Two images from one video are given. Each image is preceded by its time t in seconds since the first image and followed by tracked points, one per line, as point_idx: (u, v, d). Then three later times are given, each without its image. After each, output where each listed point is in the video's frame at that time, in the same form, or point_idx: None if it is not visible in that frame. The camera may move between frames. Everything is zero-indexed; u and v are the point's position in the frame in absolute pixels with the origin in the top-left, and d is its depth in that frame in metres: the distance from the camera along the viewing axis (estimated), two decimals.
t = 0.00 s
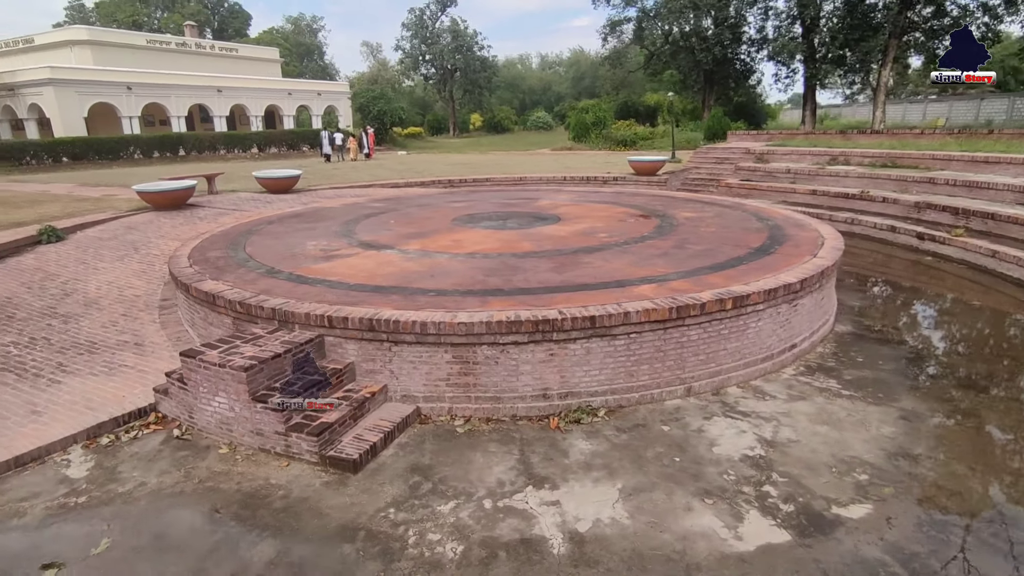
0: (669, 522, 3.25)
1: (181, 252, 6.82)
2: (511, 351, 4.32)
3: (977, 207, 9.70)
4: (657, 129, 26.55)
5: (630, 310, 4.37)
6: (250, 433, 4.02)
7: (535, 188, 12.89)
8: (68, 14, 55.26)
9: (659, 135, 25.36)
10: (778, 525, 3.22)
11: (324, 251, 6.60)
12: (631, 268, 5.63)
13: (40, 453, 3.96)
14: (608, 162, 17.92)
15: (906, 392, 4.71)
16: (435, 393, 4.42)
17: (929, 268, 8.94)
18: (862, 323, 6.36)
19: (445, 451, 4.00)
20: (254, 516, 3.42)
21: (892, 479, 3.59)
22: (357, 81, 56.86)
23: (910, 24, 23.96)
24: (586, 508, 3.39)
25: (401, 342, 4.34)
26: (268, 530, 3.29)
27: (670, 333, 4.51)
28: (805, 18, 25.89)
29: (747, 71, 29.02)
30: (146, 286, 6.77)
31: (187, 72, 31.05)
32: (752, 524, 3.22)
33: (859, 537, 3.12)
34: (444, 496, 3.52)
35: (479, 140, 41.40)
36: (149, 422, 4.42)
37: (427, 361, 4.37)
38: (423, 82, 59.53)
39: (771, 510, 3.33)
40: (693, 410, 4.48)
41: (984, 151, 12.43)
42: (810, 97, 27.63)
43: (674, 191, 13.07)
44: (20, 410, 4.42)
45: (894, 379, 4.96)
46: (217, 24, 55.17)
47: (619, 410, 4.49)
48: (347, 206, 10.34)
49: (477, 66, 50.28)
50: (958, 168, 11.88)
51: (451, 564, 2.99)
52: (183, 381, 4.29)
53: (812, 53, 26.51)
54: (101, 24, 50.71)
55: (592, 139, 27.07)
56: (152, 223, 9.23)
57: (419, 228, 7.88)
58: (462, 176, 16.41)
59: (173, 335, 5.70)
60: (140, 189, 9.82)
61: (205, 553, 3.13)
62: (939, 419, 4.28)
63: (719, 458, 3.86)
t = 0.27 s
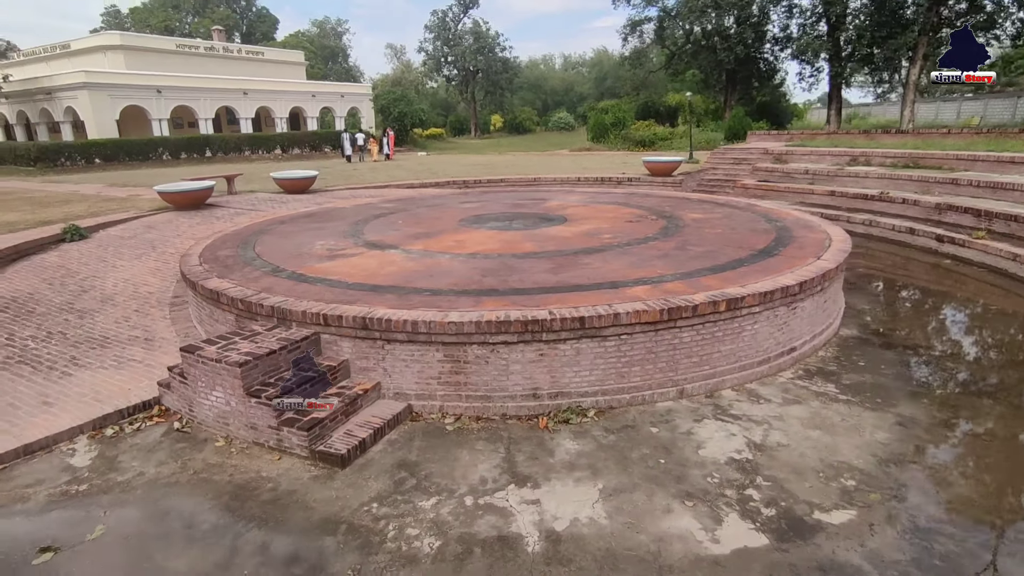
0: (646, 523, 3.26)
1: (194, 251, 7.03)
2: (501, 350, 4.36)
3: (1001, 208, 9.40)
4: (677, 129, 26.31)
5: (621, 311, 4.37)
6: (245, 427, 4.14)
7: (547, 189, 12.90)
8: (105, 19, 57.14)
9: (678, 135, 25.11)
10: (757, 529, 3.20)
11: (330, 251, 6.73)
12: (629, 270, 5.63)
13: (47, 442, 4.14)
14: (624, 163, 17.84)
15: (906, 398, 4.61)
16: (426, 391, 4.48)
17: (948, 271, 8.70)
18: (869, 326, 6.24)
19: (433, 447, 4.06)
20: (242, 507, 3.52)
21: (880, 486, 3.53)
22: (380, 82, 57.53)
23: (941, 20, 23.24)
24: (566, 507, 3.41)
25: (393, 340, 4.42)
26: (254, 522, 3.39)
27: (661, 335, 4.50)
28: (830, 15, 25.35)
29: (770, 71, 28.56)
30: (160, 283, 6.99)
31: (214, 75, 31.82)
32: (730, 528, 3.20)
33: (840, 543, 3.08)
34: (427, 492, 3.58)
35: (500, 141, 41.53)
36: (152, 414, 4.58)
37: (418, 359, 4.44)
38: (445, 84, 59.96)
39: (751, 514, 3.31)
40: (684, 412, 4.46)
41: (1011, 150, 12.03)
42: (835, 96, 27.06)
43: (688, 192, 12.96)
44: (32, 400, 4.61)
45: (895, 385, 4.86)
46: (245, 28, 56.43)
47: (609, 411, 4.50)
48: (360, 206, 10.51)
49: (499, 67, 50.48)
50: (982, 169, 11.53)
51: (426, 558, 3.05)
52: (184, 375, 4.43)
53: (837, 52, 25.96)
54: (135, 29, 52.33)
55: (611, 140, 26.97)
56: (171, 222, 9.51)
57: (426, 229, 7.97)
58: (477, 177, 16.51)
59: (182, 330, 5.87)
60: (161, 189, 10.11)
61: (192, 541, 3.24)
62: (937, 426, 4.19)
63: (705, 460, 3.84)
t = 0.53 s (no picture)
0: (628, 530, 3.25)
1: (207, 254, 7.22)
2: (493, 355, 4.39)
3: None
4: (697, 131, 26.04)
5: (613, 317, 4.36)
6: (243, 427, 4.24)
7: (560, 193, 12.90)
8: (138, 27, 58.92)
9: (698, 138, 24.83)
10: (739, 539, 3.17)
11: (337, 254, 6.85)
12: (629, 274, 5.61)
13: (56, 439, 4.30)
14: (641, 166, 17.72)
15: (909, 408, 4.51)
16: (421, 394, 4.54)
17: (969, 278, 8.45)
18: (878, 334, 6.11)
19: (424, 450, 4.11)
20: (234, 506, 3.61)
21: (871, 497, 3.47)
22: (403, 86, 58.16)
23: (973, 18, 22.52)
24: (549, 512, 3.43)
25: (388, 343, 4.48)
26: (244, 519, 3.47)
27: (655, 341, 4.48)
28: (855, 14, 24.79)
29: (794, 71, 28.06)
30: (174, 285, 7.19)
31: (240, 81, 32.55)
32: (712, 537, 3.18)
33: (823, 556, 3.03)
34: (413, 494, 3.62)
35: (520, 144, 41.60)
36: (156, 413, 4.72)
37: (413, 363, 4.50)
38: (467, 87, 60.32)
39: (735, 523, 3.28)
40: (677, 419, 4.43)
41: None
42: (861, 97, 26.44)
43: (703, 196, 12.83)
44: (45, 398, 4.80)
45: (899, 395, 4.75)
46: (272, 34, 57.60)
47: (602, 417, 4.49)
48: (373, 210, 10.66)
49: (519, 70, 50.61)
50: (1009, 172, 11.18)
51: (406, 560, 3.09)
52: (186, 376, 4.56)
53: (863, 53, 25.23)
54: (167, 36, 53.85)
55: (630, 143, 26.81)
56: (190, 225, 9.78)
57: (434, 232, 8.05)
58: (493, 180, 16.58)
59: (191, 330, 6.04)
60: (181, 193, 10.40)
61: (184, 537, 3.34)
62: (937, 437, 4.09)
63: (694, 468, 3.81)
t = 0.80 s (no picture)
0: (611, 537, 3.21)
1: (220, 255, 7.38)
2: (487, 357, 4.38)
3: None
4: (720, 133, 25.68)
5: (607, 320, 4.32)
6: (240, 426, 4.31)
7: (575, 195, 12.84)
8: (172, 34, 60.66)
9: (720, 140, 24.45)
10: (724, 549, 3.10)
11: (344, 256, 6.93)
12: (631, 277, 5.55)
13: (63, 434, 4.43)
14: (660, 168, 17.54)
15: (916, 419, 4.35)
16: (416, 396, 4.55)
17: (995, 284, 8.14)
18: (892, 341, 5.92)
19: (415, 452, 4.12)
20: (225, 503, 3.67)
21: (866, 510, 3.35)
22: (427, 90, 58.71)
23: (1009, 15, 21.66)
24: (533, 517, 3.40)
25: (384, 345, 4.51)
26: (233, 516, 3.53)
27: (651, 345, 4.42)
28: (884, 12, 24.09)
29: (820, 71, 27.42)
30: (188, 285, 7.37)
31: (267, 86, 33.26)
32: (697, 547, 3.11)
33: (810, 569, 2.94)
34: (400, 496, 3.63)
35: (541, 146, 41.58)
36: (160, 410, 4.83)
37: (408, 365, 4.52)
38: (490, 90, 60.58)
39: (722, 533, 3.21)
40: (673, 426, 4.36)
41: None
42: (890, 97, 25.69)
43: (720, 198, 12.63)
44: (57, 394, 4.95)
45: (908, 404, 4.59)
46: (300, 39, 58.72)
47: (596, 421, 4.44)
48: (386, 212, 10.75)
49: (542, 72, 50.63)
50: None
51: (387, 561, 3.10)
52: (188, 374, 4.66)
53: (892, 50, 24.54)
54: (200, 43, 55.35)
55: (650, 145, 26.57)
56: (208, 227, 10.00)
57: (442, 235, 8.08)
58: (509, 183, 16.59)
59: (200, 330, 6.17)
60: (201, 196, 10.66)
61: (174, 533, 3.41)
62: (943, 450, 3.93)
63: (685, 476, 3.74)
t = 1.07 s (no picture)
0: (588, 545, 3.19)
1: (230, 258, 7.55)
2: (477, 362, 4.40)
3: None
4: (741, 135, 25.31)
5: (597, 326, 4.30)
6: (236, 426, 4.41)
7: (587, 199, 12.79)
8: (203, 40, 62.20)
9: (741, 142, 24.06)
10: (701, 561, 3.06)
11: (349, 259, 7.02)
12: (628, 283, 5.51)
13: (69, 431, 4.58)
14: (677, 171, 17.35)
15: (915, 430, 4.23)
16: (408, 399, 4.59)
17: (1017, 291, 7.86)
18: (900, 348, 5.76)
19: (403, 455, 4.16)
20: (214, 503, 3.74)
21: (853, 524, 3.28)
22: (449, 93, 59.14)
23: None
24: (512, 523, 3.40)
25: (377, 348, 4.56)
26: (221, 515, 3.61)
27: (642, 352, 4.38)
28: (912, 11, 23.40)
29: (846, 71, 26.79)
30: (200, 287, 7.54)
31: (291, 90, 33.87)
32: (674, 557, 3.08)
33: None
34: (384, 499, 3.67)
35: (562, 149, 41.52)
36: (163, 409, 4.96)
37: (400, 368, 4.56)
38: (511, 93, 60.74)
39: (701, 544, 3.17)
40: (664, 433, 4.31)
41: None
42: (919, 98, 24.96)
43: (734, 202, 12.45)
44: (66, 391, 5.12)
45: (908, 415, 4.46)
46: (325, 44, 59.67)
47: (587, 428, 4.42)
48: (397, 215, 10.86)
49: (563, 75, 50.59)
50: None
51: (364, 563, 3.13)
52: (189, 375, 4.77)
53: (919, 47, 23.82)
54: (229, 49, 56.71)
55: (670, 148, 26.31)
56: (224, 230, 10.23)
57: (448, 238, 8.13)
58: (524, 186, 16.60)
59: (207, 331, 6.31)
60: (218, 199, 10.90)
61: (163, 531, 3.49)
62: (941, 463, 3.82)
63: (671, 484, 3.70)
